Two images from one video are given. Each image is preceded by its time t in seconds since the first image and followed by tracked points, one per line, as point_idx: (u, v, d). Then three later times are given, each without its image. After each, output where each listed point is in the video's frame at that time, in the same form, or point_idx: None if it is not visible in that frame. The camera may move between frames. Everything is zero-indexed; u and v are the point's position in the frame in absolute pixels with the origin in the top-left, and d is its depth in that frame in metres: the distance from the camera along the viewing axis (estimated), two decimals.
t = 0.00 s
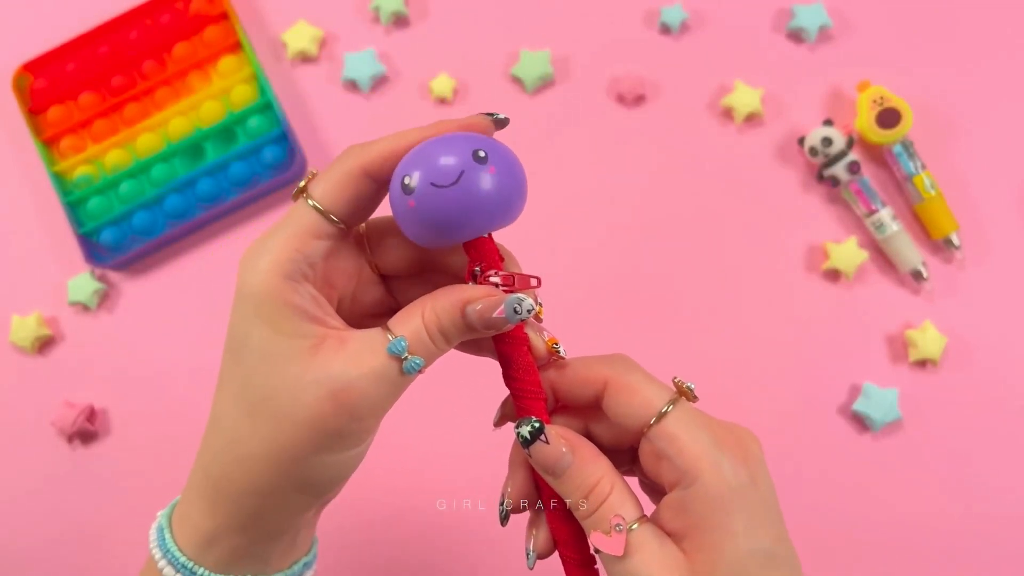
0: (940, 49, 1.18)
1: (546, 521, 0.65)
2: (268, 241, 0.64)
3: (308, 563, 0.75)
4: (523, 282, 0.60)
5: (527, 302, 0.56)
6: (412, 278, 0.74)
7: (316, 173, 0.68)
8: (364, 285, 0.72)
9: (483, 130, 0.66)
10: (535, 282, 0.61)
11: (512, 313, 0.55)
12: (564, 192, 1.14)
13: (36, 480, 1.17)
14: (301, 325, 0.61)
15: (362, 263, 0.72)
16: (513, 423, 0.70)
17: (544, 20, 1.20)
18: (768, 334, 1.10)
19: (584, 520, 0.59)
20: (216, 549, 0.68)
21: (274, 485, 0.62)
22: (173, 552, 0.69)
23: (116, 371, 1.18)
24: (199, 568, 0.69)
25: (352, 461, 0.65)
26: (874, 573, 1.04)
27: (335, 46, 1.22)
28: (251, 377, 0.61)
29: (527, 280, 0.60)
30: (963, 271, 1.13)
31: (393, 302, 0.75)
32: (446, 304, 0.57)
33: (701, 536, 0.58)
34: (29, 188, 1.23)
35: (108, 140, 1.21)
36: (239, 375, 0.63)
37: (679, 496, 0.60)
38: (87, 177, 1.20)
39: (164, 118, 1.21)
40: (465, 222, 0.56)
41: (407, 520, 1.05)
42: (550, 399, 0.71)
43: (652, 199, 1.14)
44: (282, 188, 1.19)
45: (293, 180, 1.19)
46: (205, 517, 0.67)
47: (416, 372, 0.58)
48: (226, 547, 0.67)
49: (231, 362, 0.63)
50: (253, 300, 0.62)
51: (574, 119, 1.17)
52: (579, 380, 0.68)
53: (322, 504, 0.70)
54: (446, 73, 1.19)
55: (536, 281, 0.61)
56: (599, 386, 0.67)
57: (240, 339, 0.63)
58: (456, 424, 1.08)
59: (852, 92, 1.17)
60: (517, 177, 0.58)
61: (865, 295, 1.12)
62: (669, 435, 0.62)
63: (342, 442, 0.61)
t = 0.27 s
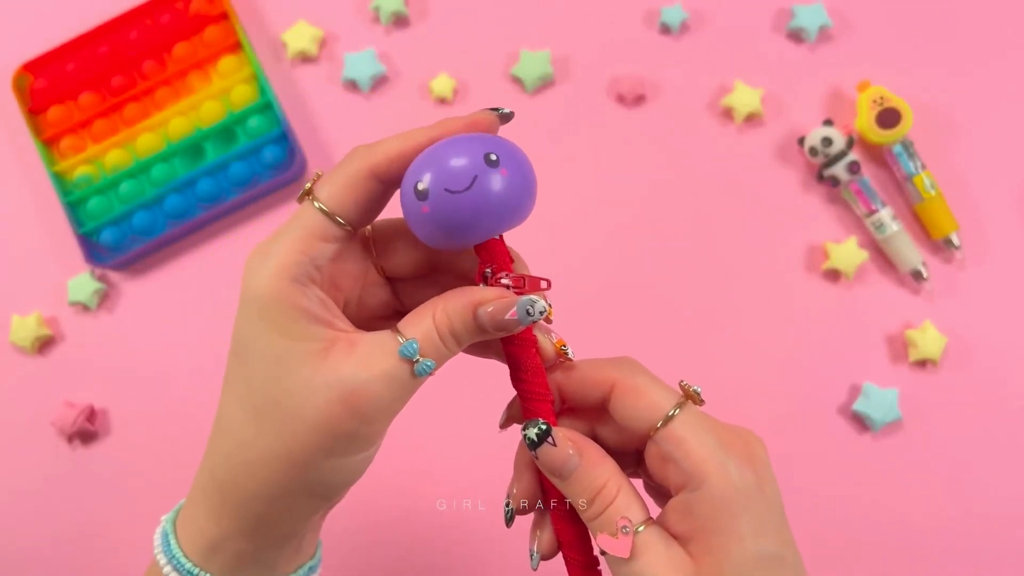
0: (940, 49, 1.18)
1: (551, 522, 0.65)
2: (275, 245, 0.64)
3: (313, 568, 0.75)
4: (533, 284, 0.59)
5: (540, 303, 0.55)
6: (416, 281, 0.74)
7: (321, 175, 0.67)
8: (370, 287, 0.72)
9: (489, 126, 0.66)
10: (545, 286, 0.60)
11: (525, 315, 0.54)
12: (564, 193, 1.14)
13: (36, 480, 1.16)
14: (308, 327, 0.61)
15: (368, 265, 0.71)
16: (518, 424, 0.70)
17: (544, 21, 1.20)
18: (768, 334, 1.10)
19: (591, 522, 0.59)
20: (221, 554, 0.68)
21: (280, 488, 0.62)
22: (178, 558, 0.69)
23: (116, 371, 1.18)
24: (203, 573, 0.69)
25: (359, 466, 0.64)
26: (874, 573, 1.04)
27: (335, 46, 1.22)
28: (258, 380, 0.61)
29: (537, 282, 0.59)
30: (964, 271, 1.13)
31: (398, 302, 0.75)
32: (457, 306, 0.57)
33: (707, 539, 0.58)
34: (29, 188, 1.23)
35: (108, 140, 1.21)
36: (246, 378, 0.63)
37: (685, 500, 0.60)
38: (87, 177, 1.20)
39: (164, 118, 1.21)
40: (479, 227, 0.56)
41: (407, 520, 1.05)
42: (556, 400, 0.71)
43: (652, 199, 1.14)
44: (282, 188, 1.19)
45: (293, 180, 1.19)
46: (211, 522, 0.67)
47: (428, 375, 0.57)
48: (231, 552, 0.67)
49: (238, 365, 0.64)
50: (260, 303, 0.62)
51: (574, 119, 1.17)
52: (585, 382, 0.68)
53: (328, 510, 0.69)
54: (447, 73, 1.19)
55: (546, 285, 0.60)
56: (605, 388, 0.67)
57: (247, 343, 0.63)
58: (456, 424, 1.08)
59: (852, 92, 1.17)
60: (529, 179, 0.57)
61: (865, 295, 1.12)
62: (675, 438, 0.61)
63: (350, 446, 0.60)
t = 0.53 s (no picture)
0: (940, 49, 1.18)
1: (547, 525, 0.66)
2: (272, 258, 0.63)
3: None
4: (536, 291, 0.59)
5: (545, 311, 0.54)
6: (413, 287, 0.74)
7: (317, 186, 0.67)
8: (368, 297, 0.72)
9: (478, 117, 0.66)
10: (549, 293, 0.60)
11: (529, 323, 0.54)
12: (564, 193, 1.14)
13: (36, 480, 1.17)
14: (308, 340, 0.60)
15: (364, 275, 0.71)
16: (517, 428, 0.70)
17: (544, 21, 1.20)
18: (768, 335, 1.10)
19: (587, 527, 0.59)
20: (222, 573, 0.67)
21: (281, 509, 0.61)
22: None
23: (116, 371, 1.18)
24: None
25: (362, 483, 0.63)
26: (874, 573, 1.04)
27: (335, 46, 1.22)
28: (258, 396, 0.60)
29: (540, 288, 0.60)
30: (963, 271, 1.13)
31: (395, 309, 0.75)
32: (460, 316, 0.56)
33: (705, 548, 0.58)
34: (29, 188, 1.23)
35: (108, 140, 1.21)
36: (245, 394, 0.61)
37: (684, 508, 0.60)
38: (87, 177, 1.20)
39: (163, 118, 1.21)
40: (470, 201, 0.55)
41: (408, 520, 1.05)
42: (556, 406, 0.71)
43: (652, 199, 1.14)
44: (282, 188, 1.19)
45: (293, 180, 1.19)
46: (212, 543, 0.66)
47: (432, 387, 0.57)
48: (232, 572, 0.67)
49: (237, 381, 0.62)
50: (258, 317, 0.61)
51: (574, 119, 1.17)
52: (585, 388, 0.68)
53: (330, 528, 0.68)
54: (447, 74, 1.19)
55: (551, 292, 0.60)
56: (605, 396, 0.67)
57: (245, 360, 0.62)
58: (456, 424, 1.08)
59: (852, 92, 1.17)
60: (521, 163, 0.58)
61: (864, 295, 1.12)
62: (676, 447, 0.61)
63: (353, 462, 0.59)
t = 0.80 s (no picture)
0: (940, 49, 1.18)
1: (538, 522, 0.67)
2: (275, 281, 0.59)
3: None
4: (554, 300, 0.57)
5: (553, 314, 0.53)
6: (414, 301, 0.73)
7: (311, 205, 0.64)
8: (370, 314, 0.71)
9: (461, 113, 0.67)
10: (567, 305, 0.57)
11: (538, 328, 0.53)
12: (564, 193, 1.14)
13: (36, 480, 1.17)
14: (318, 368, 0.57)
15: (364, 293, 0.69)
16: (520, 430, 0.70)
17: (544, 21, 1.20)
18: (767, 334, 1.10)
19: (586, 531, 0.60)
20: None
21: (298, 540, 0.59)
22: None
23: (116, 371, 1.18)
24: None
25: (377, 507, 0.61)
26: (874, 573, 1.04)
27: (335, 46, 1.22)
28: (268, 426, 0.58)
29: (561, 299, 0.57)
30: (964, 271, 1.13)
31: (397, 322, 0.75)
32: (469, 328, 0.55)
33: (703, 556, 0.58)
34: (29, 188, 1.23)
35: (108, 140, 1.21)
36: (255, 424, 0.59)
37: (683, 515, 0.60)
38: (87, 177, 1.20)
39: (164, 118, 1.21)
40: (468, 176, 0.54)
41: (407, 520, 1.05)
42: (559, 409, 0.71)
43: (652, 199, 1.14)
44: (282, 188, 1.19)
45: (293, 180, 1.19)
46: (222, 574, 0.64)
47: (443, 407, 0.55)
48: None
49: (245, 410, 0.60)
50: (263, 345, 0.58)
51: (574, 119, 1.17)
52: (590, 392, 0.69)
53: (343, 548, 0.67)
54: (447, 74, 1.19)
55: (568, 303, 0.57)
56: (610, 400, 0.67)
57: (252, 390, 0.59)
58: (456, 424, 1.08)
59: (852, 92, 1.17)
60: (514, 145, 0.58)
61: (864, 295, 1.12)
62: (679, 453, 0.61)
63: (371, 487, 0.57)
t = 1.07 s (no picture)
0: (940, 49, 1.18)
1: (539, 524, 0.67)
2: (266, 285, 0.58)
3: None
4: (548, 301, 0.58)
5: (548, 316, 0.54)
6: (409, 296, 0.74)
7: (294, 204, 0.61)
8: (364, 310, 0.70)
9: (431, 81, 0.61)
10: (560, 307, 0.58)
11: (534, 329, 0.53)
12: (564, 193, 1.14)
13: (36, 480, 1.16)
14: (313, 374, 0.56)
15: (360, 285, 0.69)
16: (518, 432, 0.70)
17: (544, 20, 1.20)
18: (768, 335, 1.10)
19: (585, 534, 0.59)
20: None
21: (289, 542, 0.59)
22: None
23: (115, 371, 1.18)
24: None
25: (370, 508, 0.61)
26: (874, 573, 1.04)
27: (335, 46, 1.22)
28: (263, 434, 0.57)
29: (555, 300, 0.58)
30: (963, 271, 1.13)
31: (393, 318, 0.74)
32: (464, 332, 0.55)
33: (701, 560, 0.58)
34: (29, 188, 1.23)
35: (108, 140, 1.21)
36: (249, 431, 0.58)
37: (681, 518, 0.60)
38: (87, 177, 1.20)
39: (164, 118, 1.21)
40: (473, 199, 0.53)
41: (407, 520, 1.05)
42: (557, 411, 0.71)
43: (652, 199, 1.14)
44: (282, 188, 1.19)
45: (293, 180, 1.18)
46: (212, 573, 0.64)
47: (437, 412, 0.55)
48: None
49: (238, 416, 0.59)
50: (257, 352, 0.57)
51: (574, 119, 1.17)
52: (587, 395, 0.68)
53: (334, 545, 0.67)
54: (447, 74, 1.19)
55: (562, 305, 0.58)
56: (607, 402, 0.67)
57: (243, 396, 0.58)
58: (455, 424, 1.08)
59: (852, 92, 1.17)
60: (503, 143, 0.55)
61: (864, 295, 1.12)
62: (675, 456, 0.61)
63: (367, 490, 0.57)
